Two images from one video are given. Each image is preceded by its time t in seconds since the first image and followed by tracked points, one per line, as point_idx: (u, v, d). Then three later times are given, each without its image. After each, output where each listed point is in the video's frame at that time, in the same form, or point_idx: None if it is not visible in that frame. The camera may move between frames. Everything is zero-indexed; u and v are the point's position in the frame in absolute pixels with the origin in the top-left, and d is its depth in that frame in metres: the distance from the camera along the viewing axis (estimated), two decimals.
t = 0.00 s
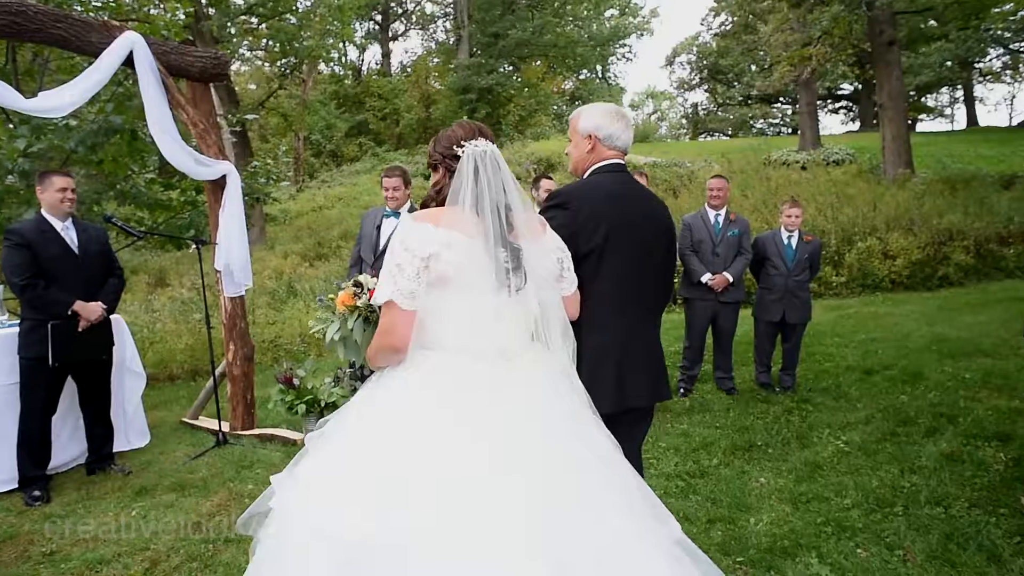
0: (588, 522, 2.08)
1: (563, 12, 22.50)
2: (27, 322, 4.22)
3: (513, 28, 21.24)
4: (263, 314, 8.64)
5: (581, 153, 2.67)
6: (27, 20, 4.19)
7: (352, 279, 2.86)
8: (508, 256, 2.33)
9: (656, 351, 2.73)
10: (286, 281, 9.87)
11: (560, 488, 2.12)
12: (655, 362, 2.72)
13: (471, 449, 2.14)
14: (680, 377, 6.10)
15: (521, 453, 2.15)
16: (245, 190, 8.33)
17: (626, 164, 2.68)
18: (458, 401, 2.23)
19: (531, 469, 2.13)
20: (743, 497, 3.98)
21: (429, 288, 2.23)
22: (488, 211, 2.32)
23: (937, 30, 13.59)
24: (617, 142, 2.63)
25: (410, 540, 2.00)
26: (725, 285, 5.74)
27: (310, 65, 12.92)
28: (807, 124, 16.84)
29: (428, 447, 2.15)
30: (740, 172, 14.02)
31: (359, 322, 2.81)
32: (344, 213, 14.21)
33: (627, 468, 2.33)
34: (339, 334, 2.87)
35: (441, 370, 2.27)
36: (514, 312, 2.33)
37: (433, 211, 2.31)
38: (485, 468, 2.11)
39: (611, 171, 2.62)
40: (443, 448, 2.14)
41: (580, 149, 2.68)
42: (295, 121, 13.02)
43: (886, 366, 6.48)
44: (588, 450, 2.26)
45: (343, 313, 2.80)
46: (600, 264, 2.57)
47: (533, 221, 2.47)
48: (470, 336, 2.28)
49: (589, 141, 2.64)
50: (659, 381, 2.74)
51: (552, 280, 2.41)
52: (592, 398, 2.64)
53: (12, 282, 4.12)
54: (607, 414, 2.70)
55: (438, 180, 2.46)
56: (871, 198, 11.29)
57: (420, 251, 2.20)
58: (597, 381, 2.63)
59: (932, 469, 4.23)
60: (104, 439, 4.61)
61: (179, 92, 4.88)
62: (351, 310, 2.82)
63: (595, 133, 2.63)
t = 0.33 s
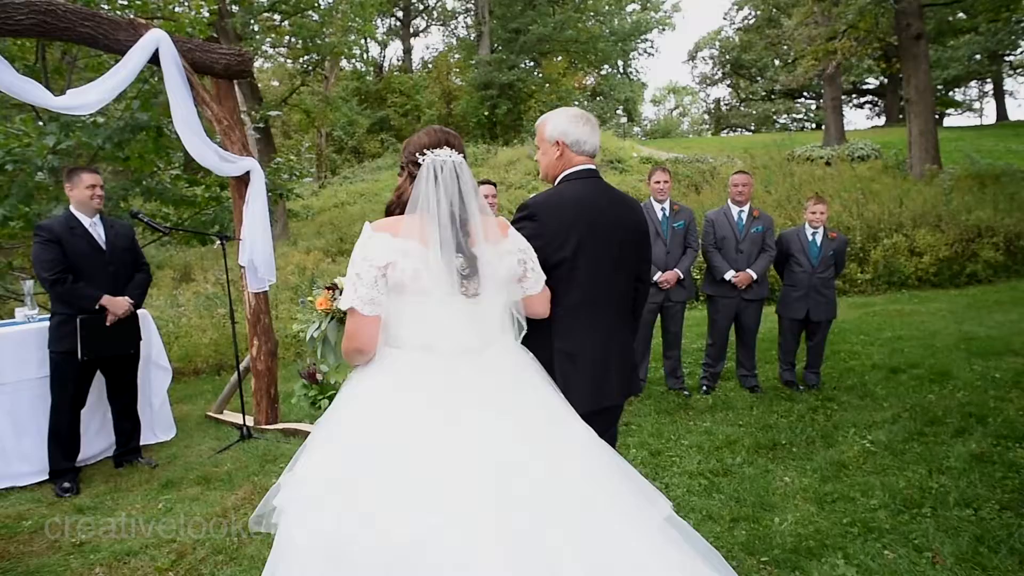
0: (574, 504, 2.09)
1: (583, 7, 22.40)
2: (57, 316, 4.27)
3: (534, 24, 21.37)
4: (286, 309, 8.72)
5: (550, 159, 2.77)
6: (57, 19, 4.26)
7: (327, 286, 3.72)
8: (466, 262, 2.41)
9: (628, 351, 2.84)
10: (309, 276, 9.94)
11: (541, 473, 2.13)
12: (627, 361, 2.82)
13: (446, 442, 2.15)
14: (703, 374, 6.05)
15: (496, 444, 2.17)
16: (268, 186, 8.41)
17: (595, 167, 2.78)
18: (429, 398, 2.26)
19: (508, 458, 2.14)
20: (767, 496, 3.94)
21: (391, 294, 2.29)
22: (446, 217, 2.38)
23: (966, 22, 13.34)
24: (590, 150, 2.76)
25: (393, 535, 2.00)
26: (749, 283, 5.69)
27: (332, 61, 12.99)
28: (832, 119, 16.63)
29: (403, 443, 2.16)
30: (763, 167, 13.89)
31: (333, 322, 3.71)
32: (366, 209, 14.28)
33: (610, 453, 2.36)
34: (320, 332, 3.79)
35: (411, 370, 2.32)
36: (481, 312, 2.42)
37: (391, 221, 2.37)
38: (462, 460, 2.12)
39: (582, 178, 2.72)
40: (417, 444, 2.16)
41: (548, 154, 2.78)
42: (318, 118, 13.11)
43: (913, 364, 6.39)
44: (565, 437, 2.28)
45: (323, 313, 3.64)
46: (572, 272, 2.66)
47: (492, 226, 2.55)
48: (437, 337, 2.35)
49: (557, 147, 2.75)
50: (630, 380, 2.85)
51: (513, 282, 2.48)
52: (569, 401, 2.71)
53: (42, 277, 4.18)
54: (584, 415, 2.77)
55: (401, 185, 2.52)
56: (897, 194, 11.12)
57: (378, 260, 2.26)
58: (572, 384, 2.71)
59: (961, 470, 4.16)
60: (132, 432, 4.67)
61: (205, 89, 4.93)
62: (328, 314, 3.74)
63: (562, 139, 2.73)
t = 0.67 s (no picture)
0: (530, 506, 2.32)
1: (608, 8, 22.37)
2: (91, 315, 4.32)
3: (559, 23, 21.76)
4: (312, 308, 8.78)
5: (537, 161, 2.88)
6: (92, 21, 4.35)
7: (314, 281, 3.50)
8: (441, 259, 2.51)
9: (620, 344, 2.93)
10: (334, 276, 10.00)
11: (501, 473, 2.35)
12: (617, 354, 2.92)
13: (417, 439, 2.36)
14: (731, 377, 5.98)
15: (463, 442, 2.37)
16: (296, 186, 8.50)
17: (583, 165, 2.89)
18: (404, 392, 2.45)
19: (472, 457, 2.35)
20: (799, 500, 3.88)
21: (369, 288, 2.45)
22: (423, 217, 2.51)
23: (1000, 19, 13.09)
24: (576, 147, 2.86)
25: (369, 519, 2.25)
26: (779, 284, 5.63)
27: (358, 63, 13.07)
28: (862, 118, 16.39)
29: (382, 434, 2.38)
30: (791, 167, 13.72)
31: (316, 316, 3.45)
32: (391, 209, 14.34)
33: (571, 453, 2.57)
34: (301, 326, 3.46)
35: (388, 363, 2.51)
36: (455, 309, 2.57)
37: (373, 219, 2.52)
38: (429, 457, 2.33)
39: (569, 176, 2.82)
40: (389, 438, 2.37)
41: (536, 157, 2.88)
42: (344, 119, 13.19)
43: (946, 368, 6.26)
44: (529, 438, 2.48)
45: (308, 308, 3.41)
46: (560, 270, 2.76)
47: (469, 223, 2.65)
48: (412, 331, 2.52)
49: (544, 148, 2.85)
50: (620, 373, 2.94)
51: (488, 281, 2.60)
52: (558, 394, 2.83)
53: (78, 276, 4.23)
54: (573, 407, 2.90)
55: (385, 186, 2.67)
56: (929, 194, 10.93)
57: (358, 254, 2.42)
58: (560, 377, 2.83)
59: (999, 476, 4.06)
60: (163, 430, 4.73)
61: (235, 89, 4.97)
62: (313, 307, 3.44)
63: (547, 140, 2.83)
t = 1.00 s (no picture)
0: (526, 506, 2.39)
1: (637, 8, 22.25)
2: (130, 314, 4.39)
3: (587, 24, 21.68)
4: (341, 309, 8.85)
5: (550, 167, 2.84)
6: (132, 25, 4.44)
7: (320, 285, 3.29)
8: (453, 260, 2.57)
9: (628, 345, 2.90)
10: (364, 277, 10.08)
11: (500, 472, 2.41)
12: (626, 354, 2.88)
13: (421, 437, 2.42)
14: (762, 380, 5.90)
15: (465, 442, 2.43)
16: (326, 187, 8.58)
17: (593, 169, 2.85)
18: (409, 391, 2.51)
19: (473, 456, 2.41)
20: (835, 507, 3.81)
21: (386, 288, 2.51)
22: (437, 220, 2.56)
23: None
24: (587, 153, 2.82)
25: (372, 516, 2.31)
26: (813, 286, 5.55)
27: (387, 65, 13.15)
28: (896, 118, 16.09)
29: (389, 432, 2.44)
30: (823, 168, 13.52)
31: (328, 317, 3.17)
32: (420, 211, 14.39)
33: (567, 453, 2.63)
34: (312, 330, 3.19)
35: (395, 361, 2.57)
36: (464, 307, 2.60)
37: (389, 220, 2.57)
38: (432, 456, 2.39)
39: (580, 180, 2.80)
40: (395, 435, 2.43)
41: (547, 162, 2.85)
42: (374, 121, 13.27)
43: (986, 374, 6.11)
44: (527, 440, 2.55)
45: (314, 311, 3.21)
46: (569, 271, 2.73)
47: (476, 225, 2.69)
48: (419, 330, 2.57)
49: (555, 154, 2.82)
50: (628, 374, 2.91)
51: (492, 275, 2.60)
52: (562, 395, 2.81)
53: (117, 276, 4.30)
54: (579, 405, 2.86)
55: (395, 190, 2.70)
56: (966, 195, 10.69)
57: (376, 254, 2.48)
58: (567, 376, 2.80)
59: None
60: (196, 428, 4.79)
61: (269, 91, 5.01)
62: (322, 308, 3.20)
63: (558, 146, 2.80)
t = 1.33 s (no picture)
0: (533, 488, 2.52)
1: (669, 8, 22.09)
2: (169, 313, 4.46)
3: (619, 24, 21.56)
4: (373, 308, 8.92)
5: (570, 170, 2.89)
6: (172, 29, 4.52)
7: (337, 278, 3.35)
8: (468, 262, 2.69)
9: (630, 347, 2.94)
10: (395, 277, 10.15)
11: (509, 456, 2.53)
12: (627, 355, 2.93)
13: (434, 423, 2.53)
14: (798, 383, 5.81)
15: (477, 432, 2.53)
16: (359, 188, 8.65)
17: (611, 178, 2.88)
18: (423, 380, 2.62)
19: (484, 441, 2.52)
20: (875, 514, 3.72)
21: (405, 285, 2.61)
22: (455, 223, 2.66)
23: None
24: (607, 161, 2.86)
25: (389, 505, 2.41)
26: (851, 288, 5.44)
27: (419, 66, 13.21)
28: (935, 117, 15.73)
29: (404, 424, 2.54)
30: (860, 168, 13.27)
31: (346, 308, 3.22)
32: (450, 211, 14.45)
33: (572, 437, 2.74)
34: (327, 322, 3.22)
35: (410, 353, 2.67)
36: (477, 305, 2.73)
37: (409, 222, 2.67)
38: (445, 440, 2.50)
39: (598, 186, 2.82)
40: (411, 426, 2.53)
41: (568, 167, 2.91)
42: (405, 123, 13.36)
43: None
44: (535, 427, 2.65)
45: (329, 303, 3.24)
46: (575, 271, 2.78)
47: (490, 229, 2.81)
48: (434, 325, 2.69)
49: (577, 158, 2.86)
50: (628, 374, 2.95)
51: (500, 278, 2.72)
52: (563, 387, 2.86)
53: (157, 275, 4.37)
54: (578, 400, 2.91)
55: (417, 193, 2.82)
56: (1010, 196, 10.40)
57: (399, 252, 2.57)
58: (568, 372, 2.85)
59: None
60: (232, 425, 4.86)
61: (304, 93, 5.04)
62: (338, 300, 3.24)
63: (581, 152, 2.84)
